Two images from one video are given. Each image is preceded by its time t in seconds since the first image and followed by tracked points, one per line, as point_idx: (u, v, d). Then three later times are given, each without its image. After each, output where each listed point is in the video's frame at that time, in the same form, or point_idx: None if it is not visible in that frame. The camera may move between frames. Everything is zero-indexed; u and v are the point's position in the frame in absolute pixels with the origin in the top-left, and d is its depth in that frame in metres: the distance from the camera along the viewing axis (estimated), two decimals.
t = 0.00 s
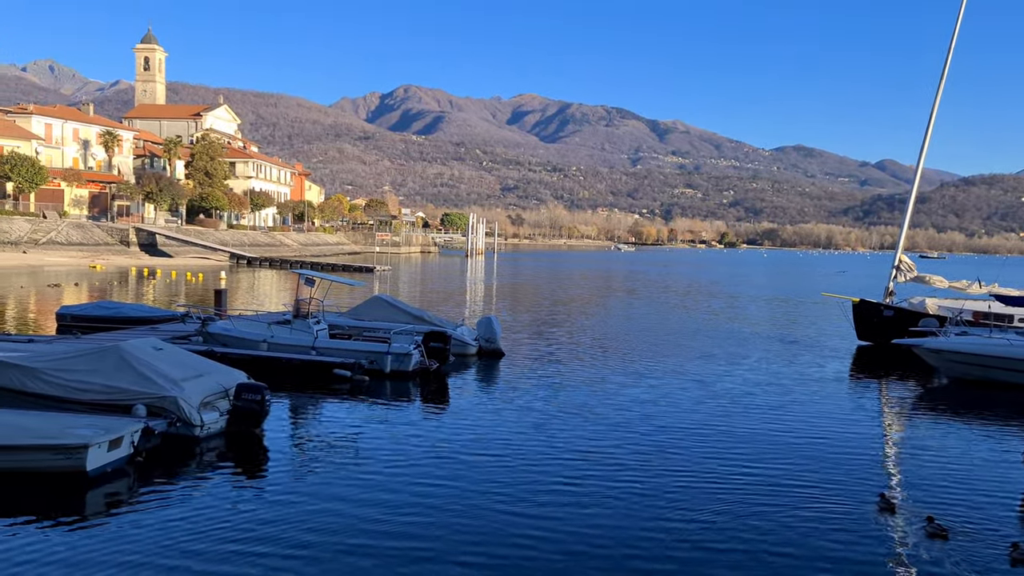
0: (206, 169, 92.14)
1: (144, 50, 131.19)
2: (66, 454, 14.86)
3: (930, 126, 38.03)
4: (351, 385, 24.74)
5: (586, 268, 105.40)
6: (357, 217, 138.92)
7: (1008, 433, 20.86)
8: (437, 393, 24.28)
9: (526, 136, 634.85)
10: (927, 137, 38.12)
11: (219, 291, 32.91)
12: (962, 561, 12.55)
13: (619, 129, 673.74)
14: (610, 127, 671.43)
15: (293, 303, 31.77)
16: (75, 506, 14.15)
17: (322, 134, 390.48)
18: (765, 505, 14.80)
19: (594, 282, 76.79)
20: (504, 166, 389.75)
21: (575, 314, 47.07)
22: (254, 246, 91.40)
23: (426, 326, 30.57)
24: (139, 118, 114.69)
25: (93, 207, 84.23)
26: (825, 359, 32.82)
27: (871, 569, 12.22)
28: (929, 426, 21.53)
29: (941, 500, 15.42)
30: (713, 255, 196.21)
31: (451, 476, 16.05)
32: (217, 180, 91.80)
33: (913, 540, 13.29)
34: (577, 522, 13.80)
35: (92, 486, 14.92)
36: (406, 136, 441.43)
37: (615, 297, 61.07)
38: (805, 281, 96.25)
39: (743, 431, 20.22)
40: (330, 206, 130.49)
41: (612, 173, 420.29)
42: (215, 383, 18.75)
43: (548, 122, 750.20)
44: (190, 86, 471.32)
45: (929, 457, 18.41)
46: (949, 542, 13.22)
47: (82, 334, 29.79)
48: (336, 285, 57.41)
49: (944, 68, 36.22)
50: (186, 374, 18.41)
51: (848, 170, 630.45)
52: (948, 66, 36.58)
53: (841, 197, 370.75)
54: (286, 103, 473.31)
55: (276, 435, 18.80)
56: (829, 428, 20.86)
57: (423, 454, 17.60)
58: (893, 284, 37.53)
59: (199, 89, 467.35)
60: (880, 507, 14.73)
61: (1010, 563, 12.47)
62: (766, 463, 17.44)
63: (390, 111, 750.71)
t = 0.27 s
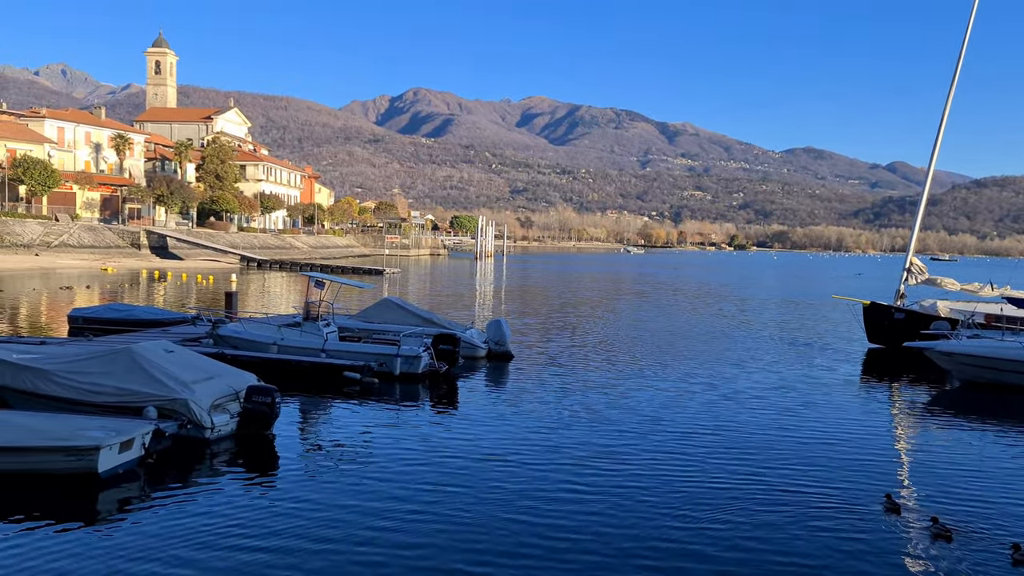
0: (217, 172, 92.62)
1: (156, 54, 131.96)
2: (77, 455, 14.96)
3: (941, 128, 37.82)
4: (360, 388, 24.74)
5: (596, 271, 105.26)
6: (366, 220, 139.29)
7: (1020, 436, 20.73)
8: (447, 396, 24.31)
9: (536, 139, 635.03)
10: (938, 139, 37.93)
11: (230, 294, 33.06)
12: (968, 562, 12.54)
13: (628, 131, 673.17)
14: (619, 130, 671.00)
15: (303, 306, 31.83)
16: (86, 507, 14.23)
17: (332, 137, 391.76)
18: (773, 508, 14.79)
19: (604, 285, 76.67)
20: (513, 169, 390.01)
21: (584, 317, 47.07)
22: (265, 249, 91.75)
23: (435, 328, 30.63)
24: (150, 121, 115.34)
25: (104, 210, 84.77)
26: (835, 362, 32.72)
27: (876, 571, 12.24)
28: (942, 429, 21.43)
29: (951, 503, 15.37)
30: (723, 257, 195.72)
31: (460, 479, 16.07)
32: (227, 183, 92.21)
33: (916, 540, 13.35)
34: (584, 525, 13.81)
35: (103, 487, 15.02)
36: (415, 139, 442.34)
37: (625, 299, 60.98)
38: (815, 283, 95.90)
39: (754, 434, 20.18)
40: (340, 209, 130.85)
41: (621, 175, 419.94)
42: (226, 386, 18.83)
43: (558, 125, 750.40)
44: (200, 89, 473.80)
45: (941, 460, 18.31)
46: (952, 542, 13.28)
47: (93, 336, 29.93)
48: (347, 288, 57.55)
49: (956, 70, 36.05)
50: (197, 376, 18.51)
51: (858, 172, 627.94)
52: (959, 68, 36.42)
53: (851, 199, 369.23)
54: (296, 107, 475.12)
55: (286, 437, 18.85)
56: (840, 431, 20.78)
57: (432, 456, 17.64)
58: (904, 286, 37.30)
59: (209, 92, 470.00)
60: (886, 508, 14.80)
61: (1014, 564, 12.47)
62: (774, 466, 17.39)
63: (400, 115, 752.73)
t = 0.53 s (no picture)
0: (228, 175, 93.04)
1: (167, 58, 132.64)
2: (89, 457, 15.07)
3: (953, 130, 37.62)
4: (369, 390, 24.80)
5: (606, 274, 105.12)
6: (376, 223, 139.62)
7: None
8: (456, 398, 24.33)
9: (545, 141, 635.12)
10: (950, 141, 37.73)
11: (240, 296, 33.16)
12: (974, 564, 12.56)
13: (638, 134, 672.37)
14: (629, 132, 670.12)
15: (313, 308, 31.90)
16: (97, 508, 14.34)
17: (342, 140, 392.79)
18: (781, 511, 14.78)
19: (614, 287, 76.53)
20: (522, 171, 390.11)
21: (593, 319, 47.02)
22: (275, 252, 92.08)
23: (444, 331, 30.63)
24: (161, 125, 115.94)
25: (116, 213, 85.22)
26: (846, 365, 32.56)
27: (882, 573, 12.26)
28: (953, 432, 21.35)
29: (960, 505, 15.35)
30: (733, 260, 195.07)
31: (468, 481, 16.10)
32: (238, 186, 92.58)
33: (920, 541, 13.44)
34: (592, 527, 13.83)
35: (114, 489, 15.11)
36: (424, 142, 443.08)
37: (635, 302, 60.87)
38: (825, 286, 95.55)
39: (763, 437, 20.14)
40: (350, 211, 131.18)
41: (631, 178, 419.41)
42: (236, 388, 18.90)
43: (567, 128, 750.29)
44: (211, 93, 475.91)
45: (951, 463, 18.26)
46: (955, 543, 13.34)
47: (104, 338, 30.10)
48: (356, 291, 57.64)
49: (968, 71, 35.85)
50: (208, 378, 18.60)
51: (870, 174, 624.93)
52: (972, 69, 36.23)
53: (862, 202, 367.56)
54: (306, 109, 476.64)
55: (295, 439, 18.92)
56: (850, 434, 20.73)
57: (441, 458, 17.70)
58: (915, 289, 37.11)
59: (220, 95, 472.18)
60: (892, 508, 14.91)
61: (1016, 564, 12.52)
62: (784, 469, 17.35)
63: (410, 118, 754.25)
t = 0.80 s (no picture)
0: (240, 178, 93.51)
1: (180, 62, 133.47)
2: (102, 459, 15.16)
3: (967, 132, 37.38)
4: (381, 393, 24.85)
5: (617, 276, 105.10)
6: (388, 226, 139.99)
7: None
8: (467, 401, 24.35)
9: (556, 144, 635.22)
10: (964, 143, 37.49)
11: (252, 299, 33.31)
12: (980, 567, 12.51)
13: (649, 136, 671.47)
14: (640, 135, 669.39)
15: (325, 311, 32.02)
16: (110, 510, 14.44)
17: (353, 144, 394.12)
18: (792, 516, 14.70)
19: (625, 290, 76.44)
20: (533, 174, 390.26)
21: (604, 322, 46.97)
22: (287, 254, 92.51)
23: (455, 333, 30.65)
24: (175, 128, 116.66)
25: (130, 216, 85.82)
26: (860, 368, 32.38)
27: None
28: (967, 436, 21.21)
29: (973, 509, 15.28)
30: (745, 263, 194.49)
31: (478, 484, 16.08)
32: (251, 189, 93.06)
33: (928, 544, 13.43)
34: (600, 532, 13.75)
35: (127, 491, 15.21)
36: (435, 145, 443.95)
37: (645, 305, 60.79)
38: (838, 288, 95.10)
39: (775, 440, 20.07)
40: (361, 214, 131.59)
41: (642, 180, 418.84)
42: (248, 390, 18.98)
43: (578, 130, 749.99)
44: (223, 96, 478.14)
45: (966, 467, 18.14)
46: (962, 546, 13.34)
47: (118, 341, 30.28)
48: (368, 294, 57.81)
49: (982, 73, 35.63)
50: (220, 381, 18.68)
51: (882, 176, 621.70)
52: (986, 71, 36.03)
53: (875, 204, 365.78)
54: (318, 113, 478.12)
55: (307, 442, 18.97)
56: (863, 438, 20.63)
57: (452, 461, 17.72)
58: (929, 292, 36.88)
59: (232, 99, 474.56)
60: (901, 511, 14.90)
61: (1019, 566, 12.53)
62: (795, 473, 17.23)
63: (421, 121, 756.15)
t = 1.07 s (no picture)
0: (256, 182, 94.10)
1: (196, 67, 134.43)
2: (118, 462, 15.28)
3: (984, 134, 37.13)
4: (394, 396, 24.92)
5: (630, 279, 104.92)
6: (402, 230, 140.33)
7: None
8: (480, 404, 24.37)
9: (569, 148, 635.00)
10: (981, 145, 37.25)
11: (267, 303, 33.48)
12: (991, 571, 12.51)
13: (663, 139, 670.09)
14: (654, 138, 668.21)
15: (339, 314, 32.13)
16: (127, 512, 14.54)
17: (368, 147, 395.62)
18: (804, 520, 14.67)
19: (638, 294, 76.27)
20: (547, 177, 390.31)
21: (618, 326, 46.88)
22: (301, 258, 92.92)
23: (469, 337, 30.73)
24: (191, 132, 117.48)
25: (146, 220, 86.49)
26: (875, 373, 32.17)
27: None
28: (986, 441, 21.03)
29: (990, 515, 15.18)
30: (759, 266, 193.76)
31: (491, 487, 16.13)
32: (266, 193, 93.54)
33: (940, 548, 13.43)
34: (612, 535, 13.76)
35: (143, 493, 15.32)
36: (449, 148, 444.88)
37: (659, 308, 60.64)
38: (853, 293, 94.48)
39: (791, 445, 19.99)
40: (375, 218, 132.01)
41: (656, 183, 418.03)
42: (263, 394, 19.08)
43: (591, 134, 749.60)
44: (239, 101, 481.24)
45: (984, 473, 18.00)
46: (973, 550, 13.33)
47: (135, 344, 30.51)
48: (381, 297, 57.96)
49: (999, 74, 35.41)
50: (235, 384, 18.78)
51: (898, 179, 617.58)
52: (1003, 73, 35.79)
53: (891, 207, 363.42)
54: (332, 117, 480.26)
55: (322, 445, 19.05)
56: (880, 443, 20.50)
57: (466, 464, 17.75)
58: (946, 295, 36.60)
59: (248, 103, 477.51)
60: (913, 513, 14.88)
61: None
62: (808, 478, 17.19)
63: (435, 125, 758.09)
